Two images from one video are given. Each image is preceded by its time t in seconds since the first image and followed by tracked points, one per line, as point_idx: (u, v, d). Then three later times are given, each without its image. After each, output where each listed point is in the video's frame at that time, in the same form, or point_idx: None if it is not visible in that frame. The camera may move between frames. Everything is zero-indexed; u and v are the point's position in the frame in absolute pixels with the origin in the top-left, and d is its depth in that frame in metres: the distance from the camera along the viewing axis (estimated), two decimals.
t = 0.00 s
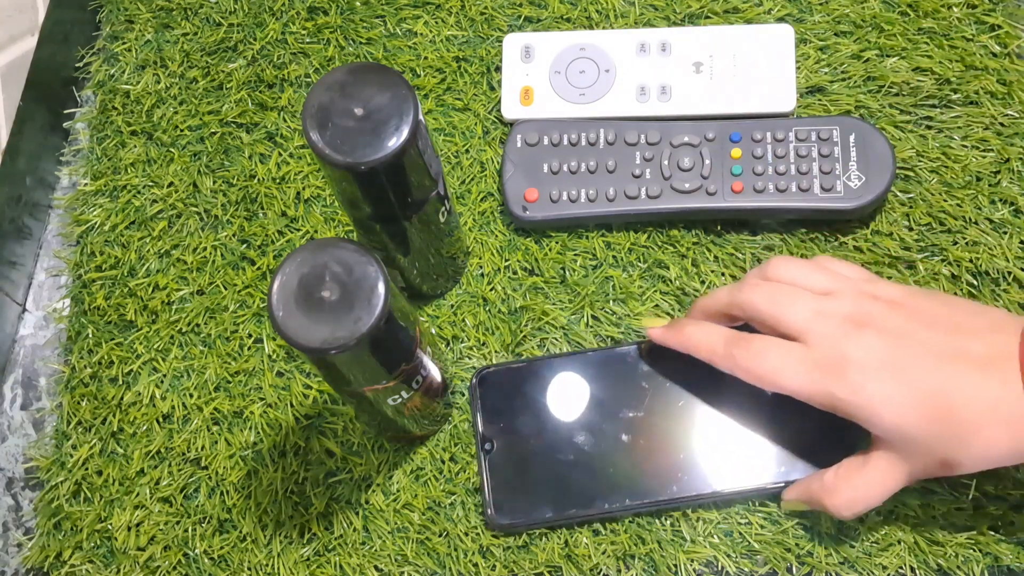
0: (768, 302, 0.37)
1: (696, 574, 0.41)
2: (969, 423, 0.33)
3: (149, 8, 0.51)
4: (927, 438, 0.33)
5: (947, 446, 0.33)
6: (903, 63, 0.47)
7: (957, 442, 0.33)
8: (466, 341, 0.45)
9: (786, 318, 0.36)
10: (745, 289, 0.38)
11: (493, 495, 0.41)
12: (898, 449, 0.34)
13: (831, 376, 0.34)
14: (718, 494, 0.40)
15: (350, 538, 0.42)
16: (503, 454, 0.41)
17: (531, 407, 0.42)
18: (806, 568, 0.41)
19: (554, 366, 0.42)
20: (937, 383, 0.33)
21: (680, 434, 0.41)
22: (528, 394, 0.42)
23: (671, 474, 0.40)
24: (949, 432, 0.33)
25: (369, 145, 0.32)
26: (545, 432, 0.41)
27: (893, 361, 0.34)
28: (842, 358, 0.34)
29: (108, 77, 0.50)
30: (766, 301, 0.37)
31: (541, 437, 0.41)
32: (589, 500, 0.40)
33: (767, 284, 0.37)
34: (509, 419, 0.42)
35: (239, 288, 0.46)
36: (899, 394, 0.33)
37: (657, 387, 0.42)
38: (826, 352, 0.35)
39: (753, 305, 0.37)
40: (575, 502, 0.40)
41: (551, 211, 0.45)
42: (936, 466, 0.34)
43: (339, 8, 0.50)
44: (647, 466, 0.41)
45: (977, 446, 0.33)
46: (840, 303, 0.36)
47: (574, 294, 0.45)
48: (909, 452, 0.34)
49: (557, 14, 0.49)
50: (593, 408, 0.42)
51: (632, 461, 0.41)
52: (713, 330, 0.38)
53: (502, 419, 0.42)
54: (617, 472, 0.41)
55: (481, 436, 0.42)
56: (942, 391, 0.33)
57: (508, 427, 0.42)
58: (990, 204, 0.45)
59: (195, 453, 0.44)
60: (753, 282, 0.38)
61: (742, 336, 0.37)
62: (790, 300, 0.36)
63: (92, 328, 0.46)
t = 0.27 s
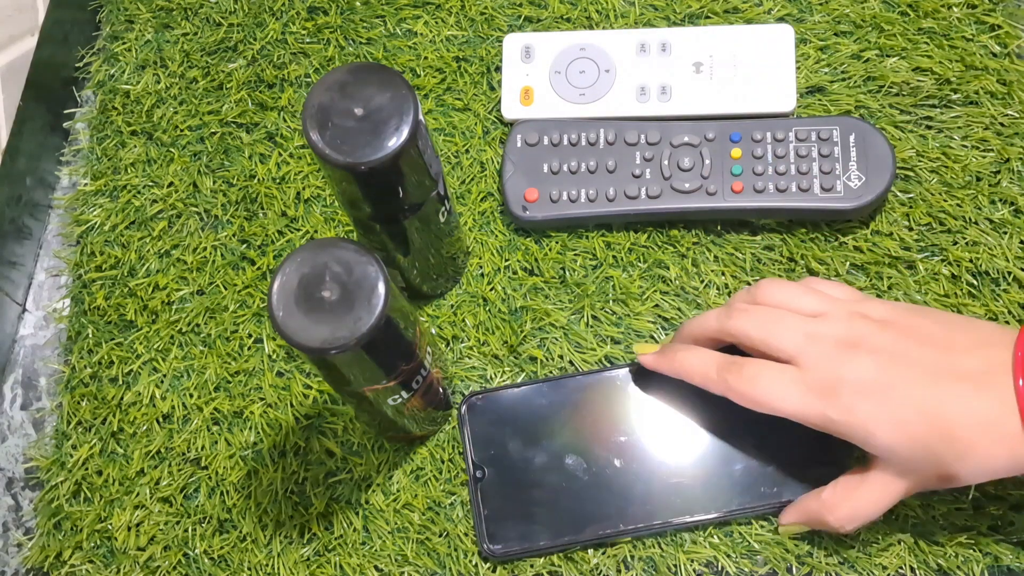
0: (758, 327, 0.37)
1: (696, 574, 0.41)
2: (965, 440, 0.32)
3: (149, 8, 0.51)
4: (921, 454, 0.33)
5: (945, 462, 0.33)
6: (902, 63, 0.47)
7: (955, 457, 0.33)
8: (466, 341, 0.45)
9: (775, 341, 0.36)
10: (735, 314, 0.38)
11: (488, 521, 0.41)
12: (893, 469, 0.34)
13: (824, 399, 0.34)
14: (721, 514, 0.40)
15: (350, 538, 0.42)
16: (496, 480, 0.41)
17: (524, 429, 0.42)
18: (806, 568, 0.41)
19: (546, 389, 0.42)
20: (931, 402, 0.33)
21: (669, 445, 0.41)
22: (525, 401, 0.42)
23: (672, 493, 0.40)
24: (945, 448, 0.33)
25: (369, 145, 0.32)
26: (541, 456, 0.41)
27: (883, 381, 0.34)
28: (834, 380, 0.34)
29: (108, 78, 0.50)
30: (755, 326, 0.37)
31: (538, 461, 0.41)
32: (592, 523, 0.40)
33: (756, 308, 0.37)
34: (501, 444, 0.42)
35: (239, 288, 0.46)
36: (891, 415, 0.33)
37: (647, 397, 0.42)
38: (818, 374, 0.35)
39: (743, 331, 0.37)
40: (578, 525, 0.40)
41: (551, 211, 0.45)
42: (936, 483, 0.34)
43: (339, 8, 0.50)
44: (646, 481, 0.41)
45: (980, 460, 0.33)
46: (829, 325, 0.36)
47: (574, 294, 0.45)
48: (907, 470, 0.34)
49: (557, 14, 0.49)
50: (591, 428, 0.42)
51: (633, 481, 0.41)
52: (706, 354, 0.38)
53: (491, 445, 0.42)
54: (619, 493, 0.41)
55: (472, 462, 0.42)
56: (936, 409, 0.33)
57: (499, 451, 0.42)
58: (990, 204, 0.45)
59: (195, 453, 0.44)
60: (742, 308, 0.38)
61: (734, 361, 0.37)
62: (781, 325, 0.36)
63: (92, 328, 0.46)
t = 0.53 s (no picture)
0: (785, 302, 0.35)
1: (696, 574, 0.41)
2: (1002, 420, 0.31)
3: (149, 8, 0.51)
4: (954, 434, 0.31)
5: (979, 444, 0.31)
6: (903, 63, 0.47)
7: (989, 439, 0.31)
8: (466, 341, 0.45)
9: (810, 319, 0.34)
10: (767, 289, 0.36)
11: (489, 522, 0.41)
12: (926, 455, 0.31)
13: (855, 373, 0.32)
14: (721, 514, 0.40)
15: (350, 538, 0.42)
16: (497, 480, 0.41)
17: (525, 429, 0.42)
18: (806, 568, 0.41)
19: (547, 390, 0.42)
20: (964, 382, 0.31)
21: (665, 446, 0.41)
22: (526, 400, 0.42)
23: (672, 494, 0.40)
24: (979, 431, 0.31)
25: (369, 145, 0.32)
26: (541, 457, 0.41)
27: (919, 359, 0.32)
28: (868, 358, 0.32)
29: (108, 78, 0.50)
30: (787, 299, 0.35)
31: (538, 462, 0.41)
32: (592, 524, 0.40)
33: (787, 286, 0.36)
34: (501, 445, 0.42)
35: (239, 288, 0.46)
36: (928, 393, 0.31)
37: (645, 397, 0.42)
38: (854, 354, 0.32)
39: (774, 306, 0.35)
40: (578, 526, 0.40)
41: (551, 211, 0.45)
42: (962, 463, 0.32)
43: (339, 8, 0.50)
44: (646, 482, 0.41)
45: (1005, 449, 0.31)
46: (862, 303, 0.34)
47: (574, 294, 0.45)
48: (939, 449, 0.31)
49: (557, 14, 0.49)
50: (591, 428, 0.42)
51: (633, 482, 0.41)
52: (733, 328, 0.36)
53: (491, 445, 0.42)
54: (619, 494, 0.40)
55: (473, 461, 0.42)
56: (971, 389, 0.31)
57: (499, 451, 0.42)
58: (990, 204, 0.45)
59: (195, 453, 0.44)
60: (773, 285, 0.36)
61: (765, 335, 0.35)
62: (815, 298, 0.35)
63: (92, 328, 0.46)
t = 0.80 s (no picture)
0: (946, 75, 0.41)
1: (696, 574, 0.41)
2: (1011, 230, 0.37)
3: (149, 8, 0.51)
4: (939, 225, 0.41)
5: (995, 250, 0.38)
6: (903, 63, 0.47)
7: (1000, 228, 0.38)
8: (466, 341, 0.45)
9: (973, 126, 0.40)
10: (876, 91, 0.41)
11: (489, 522, 0.41)
12: (959, 254, 0.38)
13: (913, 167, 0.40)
14: (721, 515, 0.40)
15: (350, 538, 0.42)
16: (497, 480, 0.41)
17: (525, 429, 0.42)
18: (806, 568, 0.41)
19: (547, 389, 0.42)
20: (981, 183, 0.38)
21: (665, 446, 0.41)
22: (526, 400, 0.42)
23: (672, 493, 0.40)
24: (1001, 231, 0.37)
25: (368, 145, 0.32)
26: (542, 456, 0.41)
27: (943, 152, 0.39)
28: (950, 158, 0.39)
29: (108, 77, 0.50)
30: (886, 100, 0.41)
31: (539, 461, 0.41)
32: (592, 524, 0.40)
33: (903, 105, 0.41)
34: (501, 445, 0.42)
35: (239, 288, 0.46)
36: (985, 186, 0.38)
37: (645, 398, 0.42)
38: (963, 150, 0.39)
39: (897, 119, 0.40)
40: (579, 526, 0.40)
41: (551, 211, 0.45)
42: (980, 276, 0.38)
43: (339, 8, 0.50)
44: (646, 482, 0.41)
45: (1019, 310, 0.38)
46: (951, 121, 0.40)
47: (574, 294, 0.45)
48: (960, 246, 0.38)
49: (557, 14, 0.49)
50: (592, 427, 0.42)
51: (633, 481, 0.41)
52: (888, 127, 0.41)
53: (491, 445, 0.42)
54: (619, 494, 0.40)
55: (473, 461, 0.41)
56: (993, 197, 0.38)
57: (499, 451, 0.42)
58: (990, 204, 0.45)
59: (195, 453, 0.44)
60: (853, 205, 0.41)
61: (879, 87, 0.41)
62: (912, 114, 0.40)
63: (92, 328, 0.46)
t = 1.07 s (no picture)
0: (878, 92, 0.42)
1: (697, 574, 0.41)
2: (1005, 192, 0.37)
3: (149, 8, 0.51)
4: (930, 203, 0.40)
5: (987, 215, 0.37)
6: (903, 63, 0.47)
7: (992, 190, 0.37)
8: (466, 341, 0.45)
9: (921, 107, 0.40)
10: (830, 116, 0.42)
11: (490, 523, 0.41)
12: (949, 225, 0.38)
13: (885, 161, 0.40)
14: (721, 515, 0.40)
15: (350, 538, 0.42)
16: (496, 480, 0.41)
17: (525, 429, 0.42)
18: (806, 568, 0.41)
19: (547, 390, 0.42)
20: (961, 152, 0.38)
21: (666, 446, 0.41)
22: (526, 400, 0.42)
23: (672, 493, 0.40)
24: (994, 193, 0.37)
25: (369, 145, 0.32)
26: (541, 456, 0.41)
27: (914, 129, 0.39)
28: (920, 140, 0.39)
29: (108, 77, 0.50)
30: (844, 122, 0.41)
31: (538, 461, 0.41)
32: (592, 524, 0.40)
33: (858, 115, 0.41)
34: (501, 445, 0.42)
35: (239, 288, 0.46)
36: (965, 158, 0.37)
37: (645, 398, 0.42)
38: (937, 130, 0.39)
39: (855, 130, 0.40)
40: (579, 526, 0.40)
41: (542, 258, 0.44)
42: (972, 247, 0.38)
43: (339, 8, 0.50)
44: (646, 482, 0.41)
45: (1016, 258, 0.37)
46: (899, 114, 0.40)
47: (574, 294, 0.45)
48: (953, 219, 0.38)
49: (557, 14, 0.49)
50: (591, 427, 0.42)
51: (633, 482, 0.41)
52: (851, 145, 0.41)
53: (491, 445, 0.42)
54: (619, 493, 0.40)
55: (473, 461, 0.41)
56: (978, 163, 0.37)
57: (499, 451, 0.42)
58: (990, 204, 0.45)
59: (195, 453, 0.44)
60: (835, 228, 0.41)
61: (833, 114, 0.42)
62: (871, 119, 0.40)
63: (92, 328, 0.46)
